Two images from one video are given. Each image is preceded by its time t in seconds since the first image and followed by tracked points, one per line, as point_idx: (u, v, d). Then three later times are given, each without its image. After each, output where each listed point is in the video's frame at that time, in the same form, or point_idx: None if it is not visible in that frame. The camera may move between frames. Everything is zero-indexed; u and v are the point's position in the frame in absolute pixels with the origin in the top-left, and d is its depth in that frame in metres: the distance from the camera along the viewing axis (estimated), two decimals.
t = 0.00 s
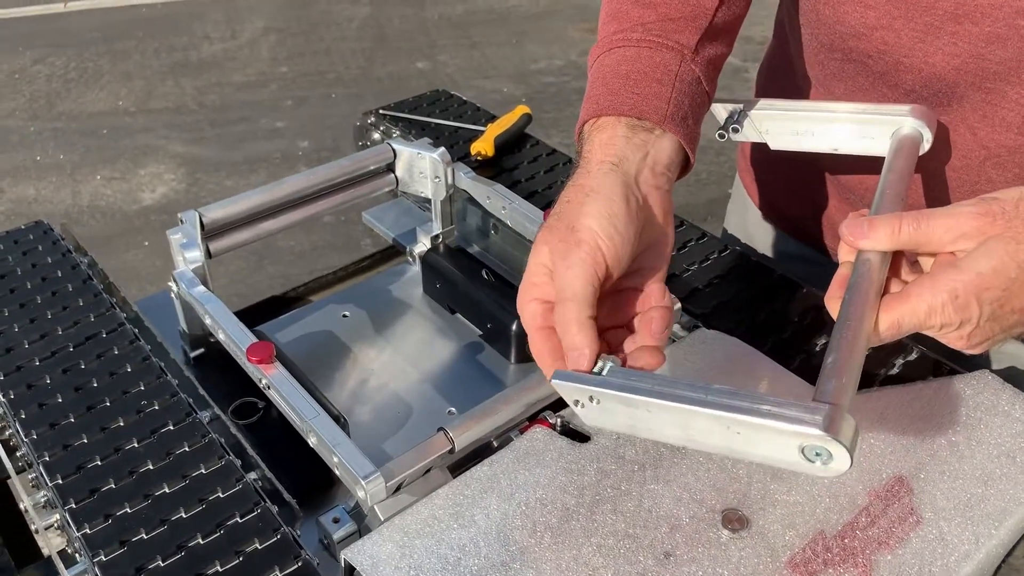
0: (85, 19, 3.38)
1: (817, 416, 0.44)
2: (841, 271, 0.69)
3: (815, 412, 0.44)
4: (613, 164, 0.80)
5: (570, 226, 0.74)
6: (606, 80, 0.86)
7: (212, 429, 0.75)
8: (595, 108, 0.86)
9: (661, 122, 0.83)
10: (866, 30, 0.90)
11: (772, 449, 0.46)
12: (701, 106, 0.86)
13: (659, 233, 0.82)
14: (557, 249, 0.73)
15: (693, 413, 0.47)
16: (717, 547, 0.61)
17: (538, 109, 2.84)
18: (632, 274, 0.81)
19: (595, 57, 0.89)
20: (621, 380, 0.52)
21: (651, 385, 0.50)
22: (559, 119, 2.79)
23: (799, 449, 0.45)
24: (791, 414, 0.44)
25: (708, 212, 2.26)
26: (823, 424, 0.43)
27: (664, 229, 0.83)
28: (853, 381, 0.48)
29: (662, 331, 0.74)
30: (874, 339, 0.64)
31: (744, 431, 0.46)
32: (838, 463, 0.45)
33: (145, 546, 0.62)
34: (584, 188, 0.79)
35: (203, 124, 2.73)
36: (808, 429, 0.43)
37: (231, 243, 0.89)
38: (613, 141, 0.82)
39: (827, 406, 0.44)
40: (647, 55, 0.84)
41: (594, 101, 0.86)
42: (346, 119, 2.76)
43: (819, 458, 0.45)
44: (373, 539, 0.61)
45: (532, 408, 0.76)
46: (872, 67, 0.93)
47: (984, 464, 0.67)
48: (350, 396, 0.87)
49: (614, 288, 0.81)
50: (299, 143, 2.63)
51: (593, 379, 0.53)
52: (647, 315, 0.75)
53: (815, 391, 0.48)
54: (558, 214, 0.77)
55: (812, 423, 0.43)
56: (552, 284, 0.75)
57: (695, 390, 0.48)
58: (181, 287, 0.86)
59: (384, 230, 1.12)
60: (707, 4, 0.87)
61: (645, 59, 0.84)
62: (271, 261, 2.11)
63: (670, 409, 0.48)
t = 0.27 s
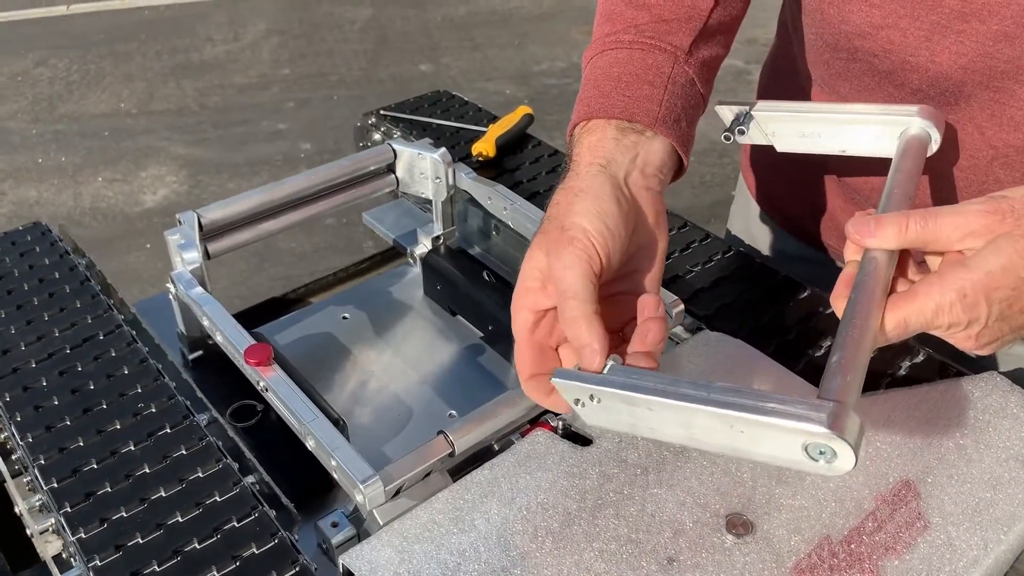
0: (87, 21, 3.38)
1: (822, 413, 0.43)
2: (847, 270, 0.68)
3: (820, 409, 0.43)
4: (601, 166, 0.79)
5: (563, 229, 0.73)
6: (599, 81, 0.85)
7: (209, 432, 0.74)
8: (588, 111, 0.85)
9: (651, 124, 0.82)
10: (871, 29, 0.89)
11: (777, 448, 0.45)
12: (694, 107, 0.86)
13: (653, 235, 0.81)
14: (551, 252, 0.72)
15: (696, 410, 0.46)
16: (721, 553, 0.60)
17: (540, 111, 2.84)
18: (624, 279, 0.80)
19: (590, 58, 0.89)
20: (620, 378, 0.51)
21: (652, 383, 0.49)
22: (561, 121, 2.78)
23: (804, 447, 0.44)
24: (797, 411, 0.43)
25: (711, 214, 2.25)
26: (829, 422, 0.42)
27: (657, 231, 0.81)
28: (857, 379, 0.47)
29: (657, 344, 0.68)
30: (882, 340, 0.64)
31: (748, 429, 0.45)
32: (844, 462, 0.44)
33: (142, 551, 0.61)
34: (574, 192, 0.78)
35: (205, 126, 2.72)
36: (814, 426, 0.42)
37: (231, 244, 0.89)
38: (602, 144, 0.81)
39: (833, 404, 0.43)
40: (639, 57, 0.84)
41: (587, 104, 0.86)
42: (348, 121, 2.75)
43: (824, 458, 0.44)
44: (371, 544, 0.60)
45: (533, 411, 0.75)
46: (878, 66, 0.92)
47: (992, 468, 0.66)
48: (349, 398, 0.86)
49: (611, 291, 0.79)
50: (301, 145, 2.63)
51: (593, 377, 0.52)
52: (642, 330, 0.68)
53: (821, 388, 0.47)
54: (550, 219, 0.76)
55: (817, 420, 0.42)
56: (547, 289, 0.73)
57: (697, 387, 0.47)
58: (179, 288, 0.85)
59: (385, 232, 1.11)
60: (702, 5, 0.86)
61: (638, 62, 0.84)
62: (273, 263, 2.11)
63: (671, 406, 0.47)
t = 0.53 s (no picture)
0: (88, 22, 3.37)
1: (834, 412, 0.42)
2: (858, 269, 0.68)
3: (832, 409, 0.42)
4: (592, 158, 0.81)
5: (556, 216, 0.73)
6: (591, 78, 0.85)
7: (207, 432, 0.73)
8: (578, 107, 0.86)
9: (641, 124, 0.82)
10: (875, 28, 0.89)
11: (788, 448, 0.44)
12: (686, 105, 0.86)
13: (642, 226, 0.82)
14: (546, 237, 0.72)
15: (704, 409, 0.46)
16: (723, 555, 0.60)
17: (541, 111, 2.83)
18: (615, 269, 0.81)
19: (583, 54, 0.88)
20: (629, 376, 0.52)
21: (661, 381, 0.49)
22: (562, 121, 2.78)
23: (816, 448, 0.43)
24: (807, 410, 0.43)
25: (713, 214, 2.25)
26: (841, 421, 0.42)
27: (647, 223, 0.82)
28: (872, 377, 0.47)
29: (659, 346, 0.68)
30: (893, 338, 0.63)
31: (759, 429, 0.44)
32: (858, 462, 0.43)
33: (139, 552, 0.61)
34: (565, 181, 0.79)
35: (206, 127, 2.72)
36: (825, 426, 0.42)
37: (230, 244, 0.89)
38: (594, 137, 0.83)
39: (845, 404, 0.43)
40: (631, 58, 0.83)
41: (576, 98, 0.86)
42: (349, 121, 2.75)
43: (837, 458, 0.43)
44: (371, 545, 0.60)
45: (533, 411, 0.75)
46: (882, 64, 0.91)
47: (997, 469, 0.65)
48: (350, 398, 0.86)
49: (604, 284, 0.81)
50: (302, 145, 2.62)
51: (603, 376, 0.52)
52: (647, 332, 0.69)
53: (832, 388, 0.46)
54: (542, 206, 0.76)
55: (830, 420, 0.42)
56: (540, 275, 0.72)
57: (707, 387, 0.47)
58: (177, 288, 0.84)
59: (384, 231, 1.10)
60: (694, 3, 0.84)
61: (629, 62, 0.83)
62: (274, 263, 2.10)
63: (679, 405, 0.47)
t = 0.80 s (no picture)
0: (89, 21, 3.37)
1: (838, 422, 0.42)
2: (856, 269, 0.67)
3: (836, 419, 0.43)
4: (636, 154, 0.78)
5: (602, 224, 0.73)
6: (617, 70, 0.83)
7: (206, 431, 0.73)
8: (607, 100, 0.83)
9: (670, 115, 0.81)
10: (872, 23, 0.89)
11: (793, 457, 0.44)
12: (711, 97, 0.84)
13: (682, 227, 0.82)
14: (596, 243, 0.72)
15: (710, 420, 0.45)
16: (721, 554, 0.60)
17: (542, 110, 2.83)
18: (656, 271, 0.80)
19: (604, 47, 0.87)
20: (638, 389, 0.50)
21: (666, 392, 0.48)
22: (562, 120, 2.78)
23: (821, 456, 0.43)
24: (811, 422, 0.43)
25: (713, 214, 2.24)
26: (846, 431, 0.42)
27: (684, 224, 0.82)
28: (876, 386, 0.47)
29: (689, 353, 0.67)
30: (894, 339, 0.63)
31: (763, 439, 0.44)
32: (861, 470, 0.43)
33: (137, 550, 0.61)
34: (609, 183, 0.76)
35: (206, 126, 2.72)
36: (830, 436, 0.42)
37: (230, 242, 0.89)
38: (634, 134, 0.80)
39: (849, 412, 0.43)
40: (656, 47, 0.82)
41: (608, 92, 0.83)
42: (349, 120, 2.75)
43: (841, 467, 0.43)
44: (368, 544, 0.60)
45: (532, 410, 0.75)
46: (878, 61, 0.92)
47: (996, 468, 0.65)
48: (348, 397, 0.85)
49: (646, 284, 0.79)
50: (302, 144, 2.62)
51: (607, 387, 0.51)
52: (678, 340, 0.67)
53: (835, 395, 0.46)
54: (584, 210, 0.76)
55: (835, 431, 0.42)
56: (584, 283, 0.72)
57: (711, 396, 0.46)
58: (176, 286, 0.84)
59: (384, 230, 1.10)
60: None
61: (654, 51, 0.82)
62: (274, 262, 2.10)
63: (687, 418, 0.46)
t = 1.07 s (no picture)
0: (88, 18, 3.37)
1: (844, 419, 0.43)
2: (857, 267, 0.67)
3: (842, 416, 0.43)
4: (631, 160, 0.78)
5: (592, 230, 0.73)
6: (619, 73, 0.83)
7: (203, 429, 0.73)
8: (611, 104, 0.83)
9: (675, 115, 0.80)
10: (870, 22, 0.88)
11: (797, 455, 0.44)
12: (718, 96, 0.84)
13: (686, 226, 0.80)
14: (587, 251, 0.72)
15: (717, 418, 0.45)
16: (720, 553, 0.60)
17: (541, 108, 2.83)
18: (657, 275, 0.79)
19: (606, 49, 0.87)
20: (641, 387, 0.49)
21: (670, 390, 0.47)
22: (562, 119, 2.77)
23: (825, 453, 0.43)
24: (817, 421, 0.43)
25: (713, 212, 2.24)
26: (852, 428, 0.42)
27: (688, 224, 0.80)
28: (879, 379, 0.47)
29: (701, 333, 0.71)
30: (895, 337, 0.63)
31: (769, 437, 0.44)
32: (866, 467, 0.44)
33: (133, 549, 0.61)
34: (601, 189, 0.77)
35: (205, 124, 2.72)
36: (836, 435, 0.42)
37: (228, 241, 0.89)
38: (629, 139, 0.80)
39: (854, 409, 0.43)
40: (659, 47, 0.82)
41: (611, 96, 0.83)
42: (349, 118, 2.74)
43: (845, 463, 0.44)
44: (366, 543, 0.59)
45: (531, 409, 0.74)
46: (876, 59, 0.91)
47: (996, 467, 0.65)
48: (346, 395, 0.85)
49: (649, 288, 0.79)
50: (301, 142, 2.62)
51: (612, 384, 0.50)
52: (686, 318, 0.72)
53: (839, 393, 0.46)
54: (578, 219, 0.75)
55: (841, 428, 0.42)
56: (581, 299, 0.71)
57: (716, 393, 0.46)
58: (173, 284, 0.84)
59: (382, 228, 1.10)
60: None
61: (657, 51, 0.82)
62: (273, 260, 2.10)
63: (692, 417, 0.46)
